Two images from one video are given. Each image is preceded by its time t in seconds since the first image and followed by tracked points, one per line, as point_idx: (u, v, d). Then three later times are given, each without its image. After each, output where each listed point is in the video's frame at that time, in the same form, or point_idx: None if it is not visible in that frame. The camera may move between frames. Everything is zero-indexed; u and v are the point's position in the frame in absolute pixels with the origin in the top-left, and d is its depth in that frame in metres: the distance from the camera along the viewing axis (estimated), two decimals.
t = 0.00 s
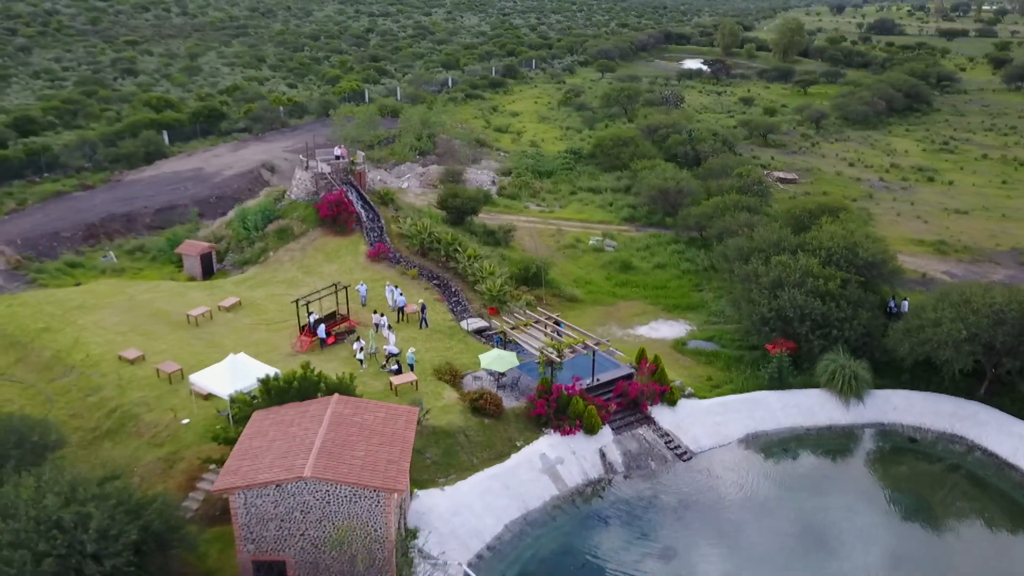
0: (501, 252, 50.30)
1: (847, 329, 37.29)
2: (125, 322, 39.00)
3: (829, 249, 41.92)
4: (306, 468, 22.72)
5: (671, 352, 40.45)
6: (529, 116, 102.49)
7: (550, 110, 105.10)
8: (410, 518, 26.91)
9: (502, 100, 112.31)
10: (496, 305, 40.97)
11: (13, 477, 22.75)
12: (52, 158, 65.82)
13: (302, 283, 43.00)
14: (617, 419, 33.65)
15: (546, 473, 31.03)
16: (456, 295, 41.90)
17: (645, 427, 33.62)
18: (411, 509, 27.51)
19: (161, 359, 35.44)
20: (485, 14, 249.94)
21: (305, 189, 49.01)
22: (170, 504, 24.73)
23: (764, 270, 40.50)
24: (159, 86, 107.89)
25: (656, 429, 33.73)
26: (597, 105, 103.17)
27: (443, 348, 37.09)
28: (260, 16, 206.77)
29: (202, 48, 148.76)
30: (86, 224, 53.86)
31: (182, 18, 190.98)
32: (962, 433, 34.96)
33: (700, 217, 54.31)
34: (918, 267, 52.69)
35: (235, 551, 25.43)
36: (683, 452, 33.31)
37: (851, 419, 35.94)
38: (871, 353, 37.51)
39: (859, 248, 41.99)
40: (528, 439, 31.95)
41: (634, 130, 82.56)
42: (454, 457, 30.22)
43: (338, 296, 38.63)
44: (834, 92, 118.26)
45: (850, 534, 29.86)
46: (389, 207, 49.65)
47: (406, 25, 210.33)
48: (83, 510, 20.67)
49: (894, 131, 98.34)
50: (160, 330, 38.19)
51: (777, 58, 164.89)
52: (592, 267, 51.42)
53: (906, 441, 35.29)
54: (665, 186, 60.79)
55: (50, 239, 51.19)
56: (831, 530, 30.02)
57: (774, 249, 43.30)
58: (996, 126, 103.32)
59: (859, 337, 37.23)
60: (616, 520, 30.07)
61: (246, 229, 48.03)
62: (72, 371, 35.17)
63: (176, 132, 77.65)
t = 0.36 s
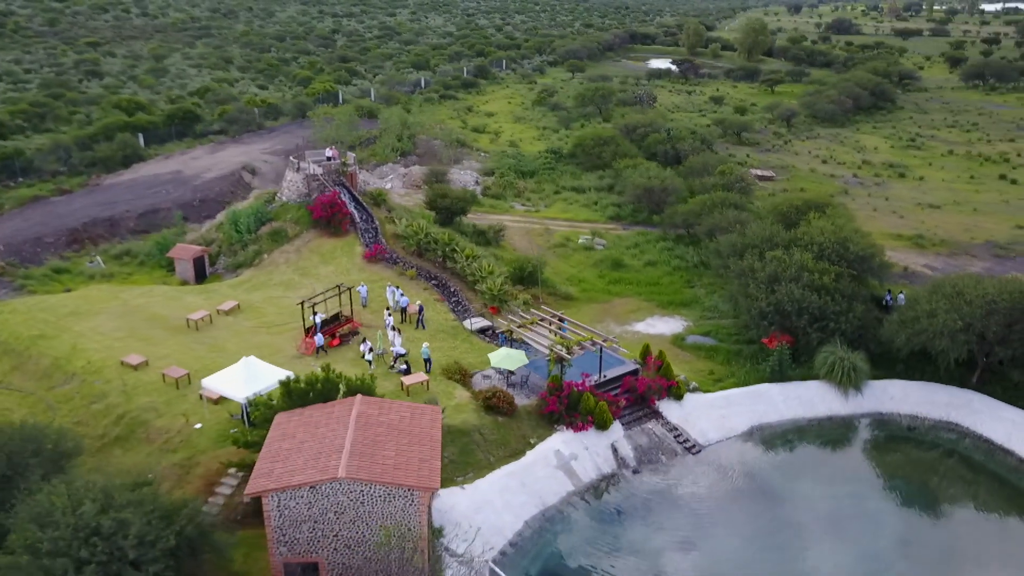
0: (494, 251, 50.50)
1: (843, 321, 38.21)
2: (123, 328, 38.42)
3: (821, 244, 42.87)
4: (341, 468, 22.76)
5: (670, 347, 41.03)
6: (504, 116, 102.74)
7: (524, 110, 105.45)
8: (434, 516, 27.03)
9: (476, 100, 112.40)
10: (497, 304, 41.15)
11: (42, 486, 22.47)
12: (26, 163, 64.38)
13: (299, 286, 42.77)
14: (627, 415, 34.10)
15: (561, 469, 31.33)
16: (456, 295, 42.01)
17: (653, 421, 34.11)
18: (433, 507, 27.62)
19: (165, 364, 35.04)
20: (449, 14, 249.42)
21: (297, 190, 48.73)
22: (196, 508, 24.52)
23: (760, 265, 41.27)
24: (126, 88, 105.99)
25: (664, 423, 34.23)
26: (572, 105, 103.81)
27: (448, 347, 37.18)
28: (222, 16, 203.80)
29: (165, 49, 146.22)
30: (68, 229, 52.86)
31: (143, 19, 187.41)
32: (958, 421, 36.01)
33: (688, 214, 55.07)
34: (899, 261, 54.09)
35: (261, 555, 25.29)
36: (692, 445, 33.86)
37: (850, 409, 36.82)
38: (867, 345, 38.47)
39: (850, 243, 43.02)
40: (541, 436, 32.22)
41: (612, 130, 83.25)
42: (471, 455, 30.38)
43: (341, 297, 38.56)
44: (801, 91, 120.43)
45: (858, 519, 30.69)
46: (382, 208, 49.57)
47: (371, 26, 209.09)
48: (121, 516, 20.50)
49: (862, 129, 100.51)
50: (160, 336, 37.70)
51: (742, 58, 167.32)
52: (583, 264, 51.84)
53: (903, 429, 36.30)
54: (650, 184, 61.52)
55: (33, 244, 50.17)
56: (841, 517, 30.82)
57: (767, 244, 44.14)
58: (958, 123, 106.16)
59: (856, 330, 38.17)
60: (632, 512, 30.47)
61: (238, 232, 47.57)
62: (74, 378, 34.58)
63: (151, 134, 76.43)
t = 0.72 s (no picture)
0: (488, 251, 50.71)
1: (840, 316, 39.11)
2: (123, 335, 37.92)
3: (815, 240, 43.80)
4: (375, 469, 22.83)
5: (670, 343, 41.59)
6: (481, 117, 102.89)
7: (500, 111, 105.72)
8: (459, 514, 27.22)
9: (451, 101, 112.38)
10: (498, 304, 41.29)
11: (73, 495, 22.23)
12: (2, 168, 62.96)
13: (299, 289, 42.55)
14: (636, 410, 34.56)
15: (576, 465, 31.70)
16: (457, 296, 42.11)
17: (662, 417, 34.63)
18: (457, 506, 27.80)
19: (172, 370, 34.68)
20: (414, 15, 248.50)
21: (290, 193, 48.43)
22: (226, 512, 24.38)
23: (756, 262, 42.02)
24: (95, 92, 104.08)
25: (672, 419, 34.77)
26: (548, 106, 104.34)
27: (455, 346, 37.30)
28: (185, 18, 200.67)
29: (130, 52, 143.66)
30: (52, 235, 51.92)
31: (103, 21, 183.72)
32: (953, 409, 37.09)
33: (677, 212, 55.80)
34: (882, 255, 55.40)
35: (289, 558, 25.23)
36: (700, 439, 34.44)
37: (849, 400, 37.71)
38: (863, 337, 39.40)
39: (842, 238, 44.03)
40: (554, 433, 32.56)
41: (591, 129, 83.86)
42: (488, 454, 30.59)
43: (346, 299, 38.52)
44: (770, 90, 122.45)
45: (866, 507, 31.54)
46: (375, 210, 49.48)
47: (337, 27, 207.56)
48: (162, 523, 20.38)
49: (832, 127, 102.54)
50: (163, 341, 37.31)
51: (709, 58, 169.49)
52: (576, 263, 52.27)
53: (900, 417, 37.28)
54: (636, 183, 62.21)
55: (18, 252, 49.22)
56: (849, 504, 31.62)
57: (760, 241, 44.97)
58: (924, 121, 108.88)
59: (852, 323, 39.09)
60: (648, 505, 30.91)
61: (232, 235, 47.17)
62: (78, 386, 34.07)
63: (127, 138, 75.25)
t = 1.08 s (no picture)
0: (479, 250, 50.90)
1: (832, 309, 39.99)
2: (119, 340, 37.36)
3: (803, 234, 44.67)
4: (403, 467, 22.85)
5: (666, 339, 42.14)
6: (454, 118, 102.82)
7: (474, 112, 105.77)
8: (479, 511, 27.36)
9: (423, 102, 112.12)
10: (497, 303, 41.44)
11: (98, 504, 21.93)
12: None
13: (294, 292, 42.28)
14: (641, 405, 34.99)
15: (586, 460, 32.01)
16: (454, 296, 42.20)
17: (665, 411, 35.12)
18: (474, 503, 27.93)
19: (173, 375, 34.25)
20: (377, 16, 246.81)
21: (279, 196, 48.03)
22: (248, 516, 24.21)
23: (749, 257, 42.74)
24: (59, 96, 101.88)
25: (676, 413, 35.28)
26: (521, 106, 104.65)
27: (457, 345, 37.42)
28: (144, 19, 197.05)
29: (90, 54, 140.70)
30: (32, 242, 50.89)
31: (60, 22, 179.56)
32: (942, 396, 38.09)
33: (661, 210, 56.45)
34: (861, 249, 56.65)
35: (311, 560, 25.13)
36: (704, 432, 34.98)
37: (844, 390, 38.56)
38: (854, 329, 40.31)
39: (829, 233, 44.97)
40: (562, 429, 32.84)
41: (568, 129, 84.33)
42: (499, 452, 30.77)
43: (347, 301, 38.40)
44: (738, 89, 124.19)
45: (869, 493, 32.33)
46: (366, 211, 49.37)
47: (301, 29, 205.52)
48: (196, 528, 20.21)
49: (800, 125, 104.35)
50: (160, 347, 36.83)
51: (675, 57, 171.21)
52: (566, 262, 52.60)
53: (893, 406, 38.21)
54: (620, 181, 62.79)
55: None
56: (853, 492, 32.36)
57: (750, 236, 45.74)
58: (888, 118, 111.33)
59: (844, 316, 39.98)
60: (658, 498, 31.31)
61: (221, 239, 46.69)
62: (77, 394, 33.50)
63: (100, 142, 73.91)
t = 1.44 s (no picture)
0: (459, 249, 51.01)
1: (815, 297, 41.61)
2: (109, 353, 36.21)
3: (779, 228, 46.30)
4: (453, 467, 22.99)
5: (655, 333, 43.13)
6: (403, 119, 102.23)
7: (422, 113, 105.31)
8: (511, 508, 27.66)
9: (369, 104, 111.08)
10: (489, 303, 41.85)
11: (147, 520, 21.45)
12: None
13: (282, 298, 41.66)
14: (645, 398, 35.79)
15: (601, 453, 32.61)
16: (446, 297, 42.26)
17: (668, 402, 36.01)
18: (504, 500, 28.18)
19: (175, 386, 33.45)
20: (305, 18, 242.63)
21: (256, 201, 47.12)
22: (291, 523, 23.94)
23: (731, 251, 44.08)
24: None
25: (678, 404, 36.21)
26: (471, 107, 104.77)
27: (458, 346, 37.52)
28: (62, 22, 189.16)
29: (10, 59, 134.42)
30: None
31: None
32: (922, 377, 40.05)
33: (632, 207, 57.49)
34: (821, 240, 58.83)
35: (352, 565, 25.00)
36: (706, 421, 36.00)
37: (829, 375, 40.17)
38: (835, 316, 42.01)
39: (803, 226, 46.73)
40: (575, 424, 33.35)
41: (523, 129, 84.87)
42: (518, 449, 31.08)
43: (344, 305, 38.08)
44: (678, 88, 126.91)
45: (868, 472, 33.94)
46: (345, 215, 48.97)
47: (229, 31, 200.49)
48: (261, 537, 19.96)
49: (742, 122, 107.37)
50: (154, 358, 35.85)
51: (610, 58, 173.66)
52: (544, 260, 53.13)
53: (876, 389, 40.01)
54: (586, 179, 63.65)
55: None
56: (853, 471, 33.93)
57: (728, 230, 47.16)
58: (822, 114, 115.49)
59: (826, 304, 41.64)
60: (672, 486, 32.12)
61: (199, 246, 45.61)
62: (75, 410, 32.36)
63: (43, 150, 71.00)
